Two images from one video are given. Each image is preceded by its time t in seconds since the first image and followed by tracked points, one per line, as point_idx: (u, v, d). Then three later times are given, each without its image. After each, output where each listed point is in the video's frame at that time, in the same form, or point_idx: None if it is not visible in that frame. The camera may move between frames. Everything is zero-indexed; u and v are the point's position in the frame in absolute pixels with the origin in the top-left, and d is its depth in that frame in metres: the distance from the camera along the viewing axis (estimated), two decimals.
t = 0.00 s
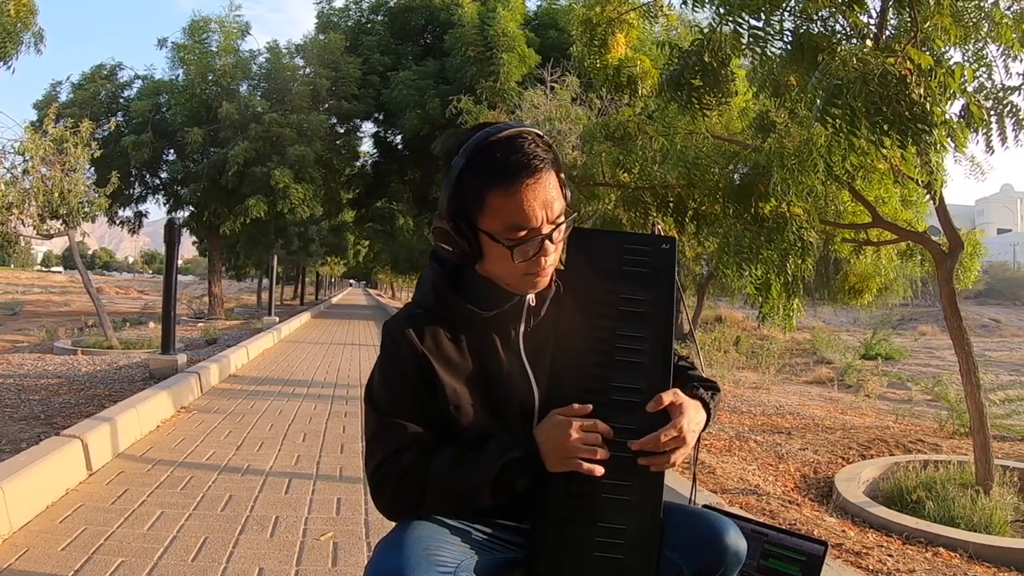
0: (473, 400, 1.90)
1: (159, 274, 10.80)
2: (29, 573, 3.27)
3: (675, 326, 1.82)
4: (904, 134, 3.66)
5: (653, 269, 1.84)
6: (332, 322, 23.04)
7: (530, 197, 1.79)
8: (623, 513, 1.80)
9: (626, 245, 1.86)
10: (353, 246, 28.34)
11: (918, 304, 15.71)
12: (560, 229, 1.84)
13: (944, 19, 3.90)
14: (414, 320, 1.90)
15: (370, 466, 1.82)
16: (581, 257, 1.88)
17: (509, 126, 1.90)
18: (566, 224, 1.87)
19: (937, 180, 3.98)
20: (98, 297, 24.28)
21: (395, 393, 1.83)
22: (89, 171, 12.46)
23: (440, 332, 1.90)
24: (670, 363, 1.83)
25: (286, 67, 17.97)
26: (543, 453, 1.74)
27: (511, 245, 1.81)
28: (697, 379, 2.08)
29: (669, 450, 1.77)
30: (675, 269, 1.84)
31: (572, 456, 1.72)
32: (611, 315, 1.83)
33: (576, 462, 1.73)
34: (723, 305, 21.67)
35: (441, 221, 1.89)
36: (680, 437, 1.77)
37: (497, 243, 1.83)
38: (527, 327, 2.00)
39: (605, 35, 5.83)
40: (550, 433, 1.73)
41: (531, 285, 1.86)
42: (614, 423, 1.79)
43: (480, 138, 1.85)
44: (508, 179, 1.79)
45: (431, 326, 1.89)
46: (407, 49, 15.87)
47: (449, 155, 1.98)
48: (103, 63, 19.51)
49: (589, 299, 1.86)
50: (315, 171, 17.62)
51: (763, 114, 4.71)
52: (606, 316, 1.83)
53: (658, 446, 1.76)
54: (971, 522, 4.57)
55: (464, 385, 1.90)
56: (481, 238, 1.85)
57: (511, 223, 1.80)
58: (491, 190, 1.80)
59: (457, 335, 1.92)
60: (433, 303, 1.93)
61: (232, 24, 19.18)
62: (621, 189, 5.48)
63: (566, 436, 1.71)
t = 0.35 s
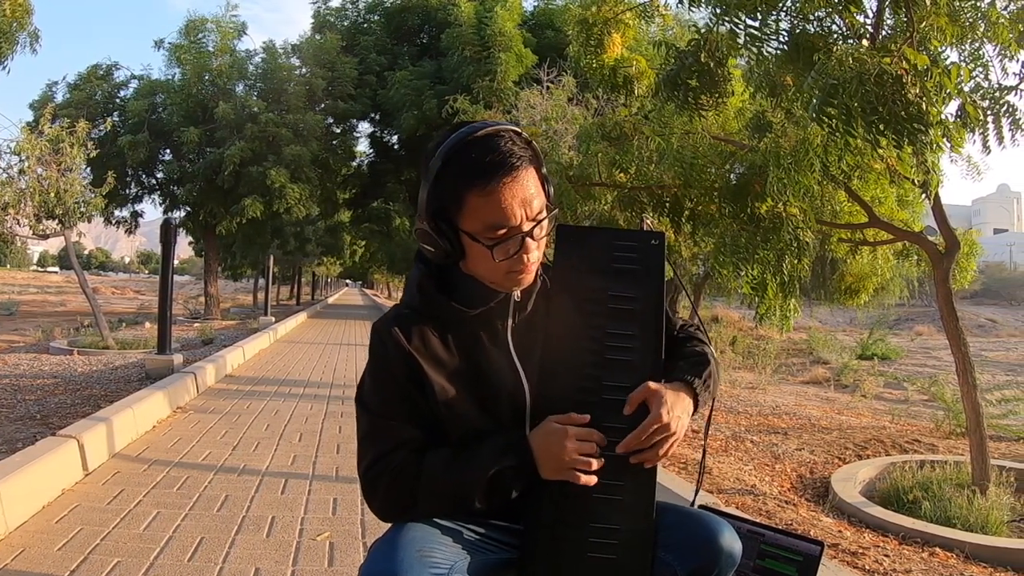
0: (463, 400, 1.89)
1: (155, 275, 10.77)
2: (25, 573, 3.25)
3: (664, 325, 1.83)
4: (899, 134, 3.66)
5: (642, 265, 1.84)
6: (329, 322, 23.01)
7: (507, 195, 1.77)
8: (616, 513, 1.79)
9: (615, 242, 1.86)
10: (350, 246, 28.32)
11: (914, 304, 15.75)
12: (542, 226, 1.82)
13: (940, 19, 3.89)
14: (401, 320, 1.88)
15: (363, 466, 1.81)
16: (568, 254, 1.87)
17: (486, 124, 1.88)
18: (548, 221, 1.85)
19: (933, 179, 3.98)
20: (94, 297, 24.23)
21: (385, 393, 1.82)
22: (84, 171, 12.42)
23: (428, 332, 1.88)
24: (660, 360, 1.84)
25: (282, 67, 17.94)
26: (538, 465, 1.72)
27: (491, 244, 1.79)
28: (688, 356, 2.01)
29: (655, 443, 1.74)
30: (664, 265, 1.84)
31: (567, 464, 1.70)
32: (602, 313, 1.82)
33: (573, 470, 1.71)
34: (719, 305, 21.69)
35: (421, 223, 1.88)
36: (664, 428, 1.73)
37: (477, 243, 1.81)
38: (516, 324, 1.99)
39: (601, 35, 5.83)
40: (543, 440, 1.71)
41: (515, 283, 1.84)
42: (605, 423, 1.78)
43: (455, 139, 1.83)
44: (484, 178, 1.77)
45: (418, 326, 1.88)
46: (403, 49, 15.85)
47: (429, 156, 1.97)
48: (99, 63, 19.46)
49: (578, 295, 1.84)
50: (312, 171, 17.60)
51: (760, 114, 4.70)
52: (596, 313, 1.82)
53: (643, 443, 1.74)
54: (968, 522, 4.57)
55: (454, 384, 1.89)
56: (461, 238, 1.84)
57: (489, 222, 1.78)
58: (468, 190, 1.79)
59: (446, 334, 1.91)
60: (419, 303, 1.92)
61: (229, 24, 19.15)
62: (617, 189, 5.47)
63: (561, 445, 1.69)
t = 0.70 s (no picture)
0: (456, 401, 1.88)
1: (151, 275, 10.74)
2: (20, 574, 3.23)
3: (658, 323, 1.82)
4: (894, 134, 3.66)
5: (634, 265, 1.83)
6: (325, 322, 22.98)
7: (507, 197, 1.76)
8: (611, 513, 1.78)
9: (606, 242, 1.86)
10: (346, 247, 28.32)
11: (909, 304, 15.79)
12: (539, 230, 1.81)
13: (937, 18, 3.88)
14: (394, 321, 1.87)
15: (357, 466, 1.79)
16: (562, 254, 1.87)
17: (487, 125, 1.86)
18: (545, 225, 1.84)
19: (928, 179, 3.98)
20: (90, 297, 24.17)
21: (378, 395, 1.81)
22: (81, 171, 12.38)
23: (421, 334, 1.87)
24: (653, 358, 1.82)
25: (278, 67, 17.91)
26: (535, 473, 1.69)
27: (488, 246, 1.78)
28: (680, 355, 2.00)
29: (645, 447, 1.72)
30: (656, 264, 1.83)
31: (565, 471, 1.67)
32: (595, 313, 1.82)
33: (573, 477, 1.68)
34: (715, 305, 21.71)
35: (418, 222, 1.86)
36: (652, 431, 1.71)
37: (474, 244, 1.80)
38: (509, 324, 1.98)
39: (597, 35, 5.84)
40: (539, 449, 1.68)
41: (509, 286, 1.84)
42: (598, 424, 1.77)
43: (457, 138, 1.81)
44: (486, 180, 1.75)
45: (412, 327, 1.86)
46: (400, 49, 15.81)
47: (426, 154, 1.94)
48: (95, 63, 19.43)
49: (571, 296, 1.84)
50: (308, 171, 17.57)
51: (757, 114, 4.70)
52: (589, 313, 1.82)
53: (634, 446, 1.72)
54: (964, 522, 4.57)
55: (447, 385, 1.88)
56: (458, 238, 1.82)
57: (487, 224, 1.77)
58: (468, 191, 1.77)
59: (439, 336, 1.90)
60: (412, 304, 1.90)
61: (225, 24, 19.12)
62: (613, 189, 5.45)
63: (558, 453, 1.66)
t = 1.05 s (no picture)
0: (455, 403, 1.87)
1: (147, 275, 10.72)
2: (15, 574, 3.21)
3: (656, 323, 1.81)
4: (892, 133, 3.66)
5: (633, 266, 1.83)
6: (321, 322, 22.96)
7: (516, 202, 1.75)
8: (608, 513, 1.78)
9: (604, 242, 1.85)
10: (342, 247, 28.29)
11: (905, 305, 15.82)
12: (544, 236, 1.80)
13: (934, 17, 3.87)
14: (394, 321, 1.85)
15: (354, 465, 1.78)
16: (560, 254, 1.87)
17: (499, 127, 1.83)
18: (551, 231, 1.82)
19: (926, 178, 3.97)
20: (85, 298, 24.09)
21: (377, 395, 1.80)
22: (77, 171, 12.33)
23: (421, 335, 1.85)
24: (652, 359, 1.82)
25: (275, 67, 17.89)
26: (529, 470, 1.68)
27: (493, 250, 1.76)
28: (677, 356, 2.00)
29: (644, 449, 1.72)
30: (655, 265, 1.83)
31: (560, 468, 1.67)
32: (593, 313, 1.81)
33: (569, 473, 1.68)
34: (712, 306, 21.70)
35: (423, 220, 1.84)
36: (652, 434, 1.70)
37: (479, 246, 1.78)
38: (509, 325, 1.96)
39: (593, 34, 5.81)
40: (534, 447, 1.67)
41: (510, 289, 1.82)
42: (594, 423, 1.76)
43: (468, 139, 1.78)
44: (496, 184, 1.73)
45: (411, 327, 1.85)
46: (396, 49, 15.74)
47: (433, 152, 1.91)
48: (91, 64, 19.39)
49: (571, 297, 1.84)
50: (305, 171, 17.54)
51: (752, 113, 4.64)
52: (587, 313, 1.81)
53: (633, 448, 1.72)
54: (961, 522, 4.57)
55: (447, 386, 1.86)
56: (463, 239, 1.80)
57: (494, 228, 1.75)
58: (477, 193, 1.75)
59: (439, 336, 1.88)
60: (411, 303, 1.88)
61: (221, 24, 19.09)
62: (609, 189, 5.44)
63: (553, 451, 1.66)
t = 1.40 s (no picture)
0: (452, 404, 1.86)
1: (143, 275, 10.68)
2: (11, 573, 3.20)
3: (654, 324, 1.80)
4: (891, 133, 3.65)
5: (631, 267, 1.81)
6: (318, 322, 22.92)
7: (535, 213, 1.71)
8: (604, 513, 1.76)
9: (602, 242, 1.84)
10: (339, 248, 28.27)
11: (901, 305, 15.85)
12: (556, 248, 1.78)
13: (930, 16, 3.87)
14: (393, 322, 1.83)
15: (344, 462, 1.78)
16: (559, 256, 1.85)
17: (525, 135, 1.79)
18: (563, 242, 1.80)
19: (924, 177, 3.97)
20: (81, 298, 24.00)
21: (371, 394, 1.79)
22: (72, 171, 12.28)
23: (421, 336, 1.84)
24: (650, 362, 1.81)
25: (271, 67, 17.84)
26: (514, 479, 1.65)
27: (505, 257, 1.74)
28: (674, 352, 1.99)
29: (638, 450, 1.71)
30: (653, 266, 1.81)
31: (544, 479, 1.64)
32: (591, 314, 1.80)
33: (552, 485, 1.65)
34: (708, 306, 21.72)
35: (436, 219, 1.80)
36: (647, 434, 1.69)
37: (491, 251, 1.75)
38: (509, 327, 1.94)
39: (590, 34, 5.77)
40: (521, 457, 1.64)
41: (514, 295, 1.80)
42: (591, 423, 1.76)
43: (495, 145, 1.74)
44: (517, 193, 1.69)
45: (411, 328, 1.83)
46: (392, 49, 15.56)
47: (453, 150, 1.88)
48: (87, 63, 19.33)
49: (569, 299, 1.82)
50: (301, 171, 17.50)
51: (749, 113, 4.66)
52: (585, 314, 1.80)
53: (627, 448, 1.71)
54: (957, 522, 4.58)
55: (444, 387, 1.85)
56: (476, 242, 1.77)
57: (509, 235, 1.72)
58: (496, 200, 1.71)
59: (438, 337, 1.87)
60: (413, 304, 1.87)
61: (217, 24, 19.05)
62: (605, 189, 5.43)
63: (539, 462, 1.62)
